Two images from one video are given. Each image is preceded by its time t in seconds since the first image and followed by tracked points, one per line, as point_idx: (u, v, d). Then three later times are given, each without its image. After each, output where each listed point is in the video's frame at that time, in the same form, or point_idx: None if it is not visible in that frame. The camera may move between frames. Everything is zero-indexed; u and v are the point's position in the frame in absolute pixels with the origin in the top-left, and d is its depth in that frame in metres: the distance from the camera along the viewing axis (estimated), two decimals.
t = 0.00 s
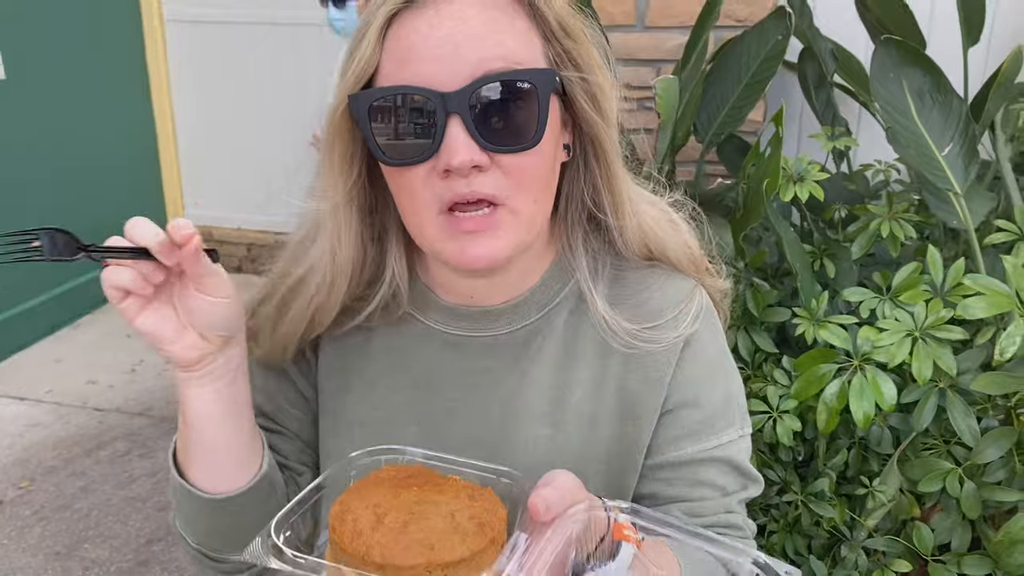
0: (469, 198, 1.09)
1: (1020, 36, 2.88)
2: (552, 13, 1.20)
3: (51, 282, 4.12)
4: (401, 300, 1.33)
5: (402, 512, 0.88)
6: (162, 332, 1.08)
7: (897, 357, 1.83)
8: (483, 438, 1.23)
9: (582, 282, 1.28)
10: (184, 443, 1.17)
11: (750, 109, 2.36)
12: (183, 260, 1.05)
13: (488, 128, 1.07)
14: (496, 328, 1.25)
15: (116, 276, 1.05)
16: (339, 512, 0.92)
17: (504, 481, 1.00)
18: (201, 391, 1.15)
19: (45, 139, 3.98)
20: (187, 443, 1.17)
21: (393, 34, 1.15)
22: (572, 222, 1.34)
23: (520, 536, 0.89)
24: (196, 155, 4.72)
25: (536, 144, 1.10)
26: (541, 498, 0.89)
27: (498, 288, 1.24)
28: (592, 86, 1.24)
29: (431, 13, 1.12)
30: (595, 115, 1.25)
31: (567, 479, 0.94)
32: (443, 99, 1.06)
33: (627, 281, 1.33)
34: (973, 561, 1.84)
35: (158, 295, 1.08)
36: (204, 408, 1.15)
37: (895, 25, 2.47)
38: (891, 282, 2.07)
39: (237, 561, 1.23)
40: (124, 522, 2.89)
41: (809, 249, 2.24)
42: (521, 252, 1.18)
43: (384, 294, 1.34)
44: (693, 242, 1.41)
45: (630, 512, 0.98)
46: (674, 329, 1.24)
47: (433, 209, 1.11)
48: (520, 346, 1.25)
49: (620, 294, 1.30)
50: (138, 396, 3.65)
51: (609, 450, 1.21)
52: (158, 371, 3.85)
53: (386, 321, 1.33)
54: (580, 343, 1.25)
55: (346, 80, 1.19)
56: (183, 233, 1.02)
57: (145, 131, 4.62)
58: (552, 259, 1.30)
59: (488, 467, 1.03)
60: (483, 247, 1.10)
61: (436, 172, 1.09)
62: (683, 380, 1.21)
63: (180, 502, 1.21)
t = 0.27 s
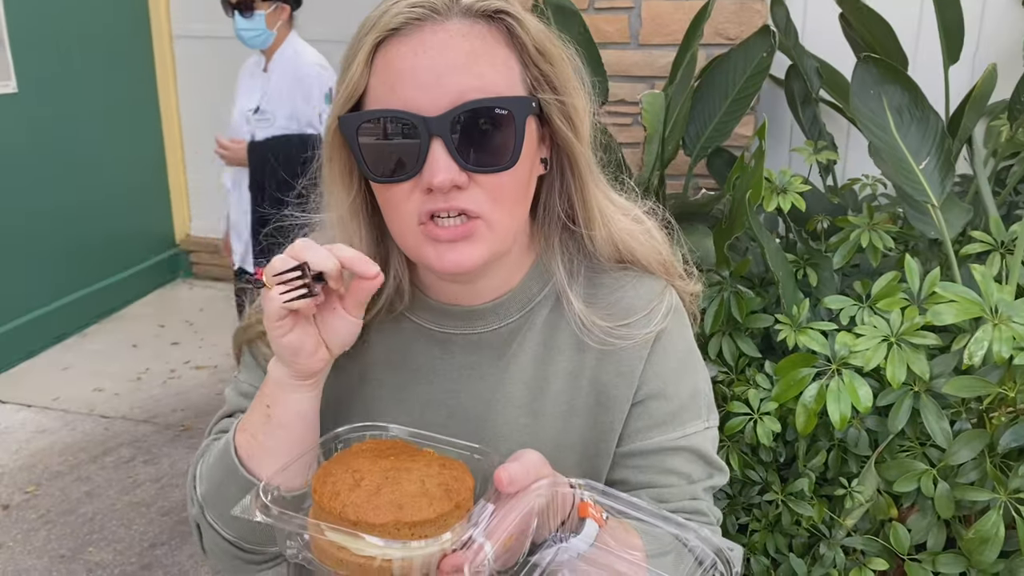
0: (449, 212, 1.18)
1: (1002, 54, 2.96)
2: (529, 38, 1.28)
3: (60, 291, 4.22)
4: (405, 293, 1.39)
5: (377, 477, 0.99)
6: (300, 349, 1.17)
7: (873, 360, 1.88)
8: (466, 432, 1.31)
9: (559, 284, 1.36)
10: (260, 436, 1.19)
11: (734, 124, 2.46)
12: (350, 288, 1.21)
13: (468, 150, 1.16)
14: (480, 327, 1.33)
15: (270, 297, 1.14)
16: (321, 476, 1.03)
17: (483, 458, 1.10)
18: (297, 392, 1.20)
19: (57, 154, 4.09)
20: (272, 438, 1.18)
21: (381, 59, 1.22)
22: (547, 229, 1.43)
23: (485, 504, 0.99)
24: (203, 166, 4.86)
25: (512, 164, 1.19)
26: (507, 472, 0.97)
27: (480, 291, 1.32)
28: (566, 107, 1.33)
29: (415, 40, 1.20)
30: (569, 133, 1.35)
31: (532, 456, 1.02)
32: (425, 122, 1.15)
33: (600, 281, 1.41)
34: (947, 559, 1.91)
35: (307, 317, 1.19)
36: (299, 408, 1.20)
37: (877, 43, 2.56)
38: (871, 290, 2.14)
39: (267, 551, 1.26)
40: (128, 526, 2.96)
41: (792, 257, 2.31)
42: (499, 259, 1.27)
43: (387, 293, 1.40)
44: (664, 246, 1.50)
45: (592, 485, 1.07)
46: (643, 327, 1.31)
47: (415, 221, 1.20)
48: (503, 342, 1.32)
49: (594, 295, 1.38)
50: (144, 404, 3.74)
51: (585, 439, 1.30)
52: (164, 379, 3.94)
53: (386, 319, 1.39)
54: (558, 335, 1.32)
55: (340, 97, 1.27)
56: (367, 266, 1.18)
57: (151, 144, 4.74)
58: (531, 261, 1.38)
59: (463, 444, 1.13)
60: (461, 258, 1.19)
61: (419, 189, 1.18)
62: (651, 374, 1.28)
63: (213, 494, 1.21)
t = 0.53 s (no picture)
0: (452, 244, 1.23)
1: (990, 73, 3.02)
2: (530, 74, 1.33)
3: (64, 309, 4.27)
4: (396, 323, 1.42)
5: (368, 509, 0.97)
6: (262, 377, 1.15)
7: (866, 374, 1.92)
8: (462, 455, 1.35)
9: (553, 309, 1.40)
10: (248, 466, 1.17)
11: (728, 142, 2.51)
12: (295, 309, 1.15)
13: (472, 184, 1.21)
14: (475, 351, 1.36)
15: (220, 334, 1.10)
16: (314, 508, 1.00)
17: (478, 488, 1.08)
18: (277, 418, 1.19)
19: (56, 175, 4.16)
20: (259, 466, 1.16)
21: (387, 95, 1.26)
22: (542, 257, 1.47)
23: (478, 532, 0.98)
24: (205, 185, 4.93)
25: (515, 198, 1.24)
26: (496, 500, 0.99)
27: (478, 317, 1.36)
28: (566, 140, 1.38)
29: (422, 77, 1.24)
30: (569, 164, 1.40)
31: (524, 482, 1.06)
32: (431, 157, 1.20)
33: (593, 307, 1.44)
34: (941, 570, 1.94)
35: (263, 344, 1.15)
36: (279, 434, 1.19)
37: (866, 63, 2.61)
38: (863, 305, 2.18)
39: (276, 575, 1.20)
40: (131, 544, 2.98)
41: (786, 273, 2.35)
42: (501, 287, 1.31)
43: (380, 319, 1.43)
44: (659, 273, 1.53)
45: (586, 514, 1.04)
46: (635, 351, 1.35)
47: (419, 252, 1.24)
48: (499, 366, 1.36)
49: (588, 319, 1.42)
50: (147, 422, 3.77)
51: (578, 460, 1.33)
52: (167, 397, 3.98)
53: (383, 345, 1.42)
54: (552, 359, 1.36)
55: (345, 132, 1.31)
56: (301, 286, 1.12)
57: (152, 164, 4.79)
58: (526, 288, 1.42)
59: (457, 472, 1.12)
60: (465, 288, 1.23)
61: (423, 220, 1.22)
62: (644, 397, 1.32)
63: (222, 522, 1.15)
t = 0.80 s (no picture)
0: (466, 277, 1.24)
1: (989, 94, 3.05)
2: (543, 110, 1.36)
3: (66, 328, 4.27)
4: (416, 350, 1.44)
5: (399, 545, 1.01)
6: (285, 420, 1.20)
7: (873, 396, 1.94)
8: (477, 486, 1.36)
9: (566, 341, 1.41)
10: (270, 505, 1.22)
11: (733, 164, 2.53)
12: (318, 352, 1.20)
13: (487, 220, 1.23)
14: (490, 382, 1.38)
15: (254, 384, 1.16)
16: (344, 542, 1.04)
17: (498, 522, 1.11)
18: (301, 458, 1.24)
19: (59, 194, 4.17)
20: (281, 506, 1.22)
21: (403, 133, 1.28)
22: (555, 289, 1.48)
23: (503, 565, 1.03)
24: (208, 205, 4.95)
25: (529, 233, 1.25)
26: (523, 535, 1.03)
27: (491, 348, 1.37)
28: (578, 174, 1.41)
29: (437, 114, 1.26)
30: (581, 198, 1.43)
31: (547, 516, 1.10)
32: (447, 194, 1.22)
33: (605, 338, 1.45)
34: None
35: (287, 387, 1.21)
36: (302, 473, 1.23)
37: (867, 84, 2.64)
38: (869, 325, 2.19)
39: None
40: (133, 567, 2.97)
41: (791, 293, 2.37)
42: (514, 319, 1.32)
43: (397, 349, 1.45)
44: (671, 303, 1.54)
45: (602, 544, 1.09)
46: (647, 382, 1.36)
47: (434, 286, 1.26)
48: (514, 397, 1.38)
49: (600, 349, 1.43)
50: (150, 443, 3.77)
51: (594, 492, 1.35)
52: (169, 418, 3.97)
53: (399, 375, 1.44)
54: (566, 391, 1.37)
55: (361, 170, 1.34)
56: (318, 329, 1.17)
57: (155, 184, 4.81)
58: (539, 319, 1.43)
59: (480, 505, 1.14)
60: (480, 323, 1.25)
61: (438, 254, 1.24)
62: (658, 428, 1.33)
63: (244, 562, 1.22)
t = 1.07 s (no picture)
0: (486, 280, 1.24)
1: (994, 101, 3.07)
2: (562, 115, 1.36)
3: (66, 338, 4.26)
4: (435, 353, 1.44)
5: (429, 546, 1.03)
6: (315, 425, 1.22)
7: (886, 403, 1.93)
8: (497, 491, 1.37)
9: (585, 345, 1.41)
10: (296, 512, 1.24)
11: (741, 172, 2.54)
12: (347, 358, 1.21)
13: (507, 222, 1.23)
14: (510, 386, 1.38)
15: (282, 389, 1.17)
16: (375, 543, 1.06)
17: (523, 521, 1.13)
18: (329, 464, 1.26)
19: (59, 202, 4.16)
20: (308, 512, 1.24)
21: (425, 137, 1.29)
22: (574, 295, 1.48)
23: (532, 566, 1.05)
24: (209, 214, 4.94)
25: (548, 235, 1.26)
26: (552, 536, 1.05)
27: (511, 351, 1.38)
28: (596, 180, 1.41)
29: (458, 118, 1.27)
30: (599, 204, 1.42)
31: (575, 517, 1.11)
32: (467, 196, 1.22)
33: (624, 342, 1.45)
34: None
35: (317, 393, 1.22)
36: (328, 480, 1.25)
37: (873, 92, 2.66)
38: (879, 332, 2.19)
39: None
40: None
41: (800, 301, 2.38)
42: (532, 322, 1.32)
43: (418, 353, 1.44)
44: (690, 307, 1.54)
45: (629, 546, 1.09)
46: (667, 387, 1.36)
47: (455, 288, 1.26)
48: (534, 402, 1.38)
49: (619, 353, 1.43)
50: (152, 453, 3.75)
51: (615, 495, 1.35)
52: (170, 428, 3.96)
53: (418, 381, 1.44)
54: (586, 396, 1.38)
55: (382, 174, 1.34)
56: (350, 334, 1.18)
57: (155, 193, 4.80)
58: (558, 323, 1.43)
59: (505, 508, 1.15)
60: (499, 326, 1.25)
61: (459, 256, 1.24)
62: (678, 432, 1.34)
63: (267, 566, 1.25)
